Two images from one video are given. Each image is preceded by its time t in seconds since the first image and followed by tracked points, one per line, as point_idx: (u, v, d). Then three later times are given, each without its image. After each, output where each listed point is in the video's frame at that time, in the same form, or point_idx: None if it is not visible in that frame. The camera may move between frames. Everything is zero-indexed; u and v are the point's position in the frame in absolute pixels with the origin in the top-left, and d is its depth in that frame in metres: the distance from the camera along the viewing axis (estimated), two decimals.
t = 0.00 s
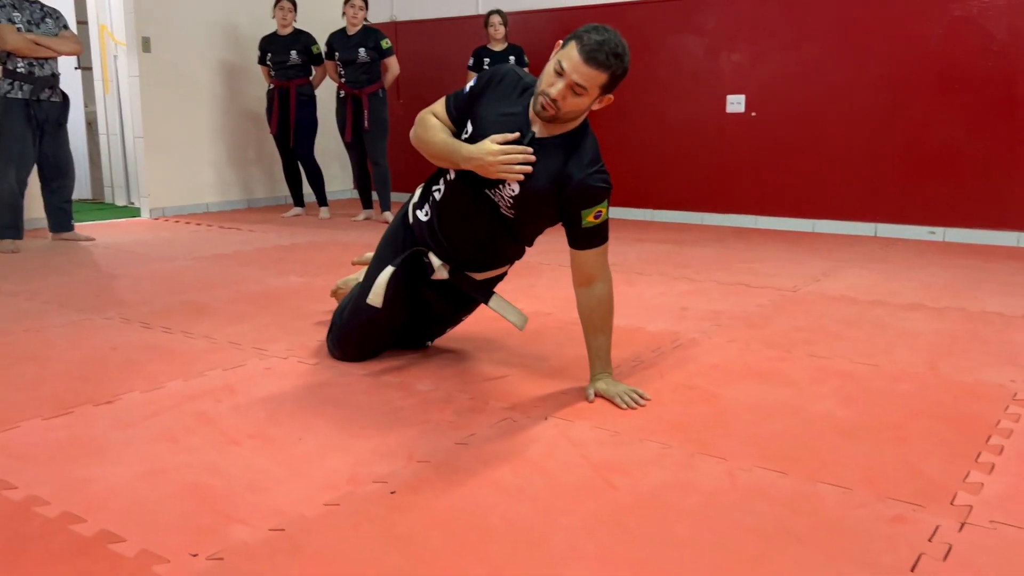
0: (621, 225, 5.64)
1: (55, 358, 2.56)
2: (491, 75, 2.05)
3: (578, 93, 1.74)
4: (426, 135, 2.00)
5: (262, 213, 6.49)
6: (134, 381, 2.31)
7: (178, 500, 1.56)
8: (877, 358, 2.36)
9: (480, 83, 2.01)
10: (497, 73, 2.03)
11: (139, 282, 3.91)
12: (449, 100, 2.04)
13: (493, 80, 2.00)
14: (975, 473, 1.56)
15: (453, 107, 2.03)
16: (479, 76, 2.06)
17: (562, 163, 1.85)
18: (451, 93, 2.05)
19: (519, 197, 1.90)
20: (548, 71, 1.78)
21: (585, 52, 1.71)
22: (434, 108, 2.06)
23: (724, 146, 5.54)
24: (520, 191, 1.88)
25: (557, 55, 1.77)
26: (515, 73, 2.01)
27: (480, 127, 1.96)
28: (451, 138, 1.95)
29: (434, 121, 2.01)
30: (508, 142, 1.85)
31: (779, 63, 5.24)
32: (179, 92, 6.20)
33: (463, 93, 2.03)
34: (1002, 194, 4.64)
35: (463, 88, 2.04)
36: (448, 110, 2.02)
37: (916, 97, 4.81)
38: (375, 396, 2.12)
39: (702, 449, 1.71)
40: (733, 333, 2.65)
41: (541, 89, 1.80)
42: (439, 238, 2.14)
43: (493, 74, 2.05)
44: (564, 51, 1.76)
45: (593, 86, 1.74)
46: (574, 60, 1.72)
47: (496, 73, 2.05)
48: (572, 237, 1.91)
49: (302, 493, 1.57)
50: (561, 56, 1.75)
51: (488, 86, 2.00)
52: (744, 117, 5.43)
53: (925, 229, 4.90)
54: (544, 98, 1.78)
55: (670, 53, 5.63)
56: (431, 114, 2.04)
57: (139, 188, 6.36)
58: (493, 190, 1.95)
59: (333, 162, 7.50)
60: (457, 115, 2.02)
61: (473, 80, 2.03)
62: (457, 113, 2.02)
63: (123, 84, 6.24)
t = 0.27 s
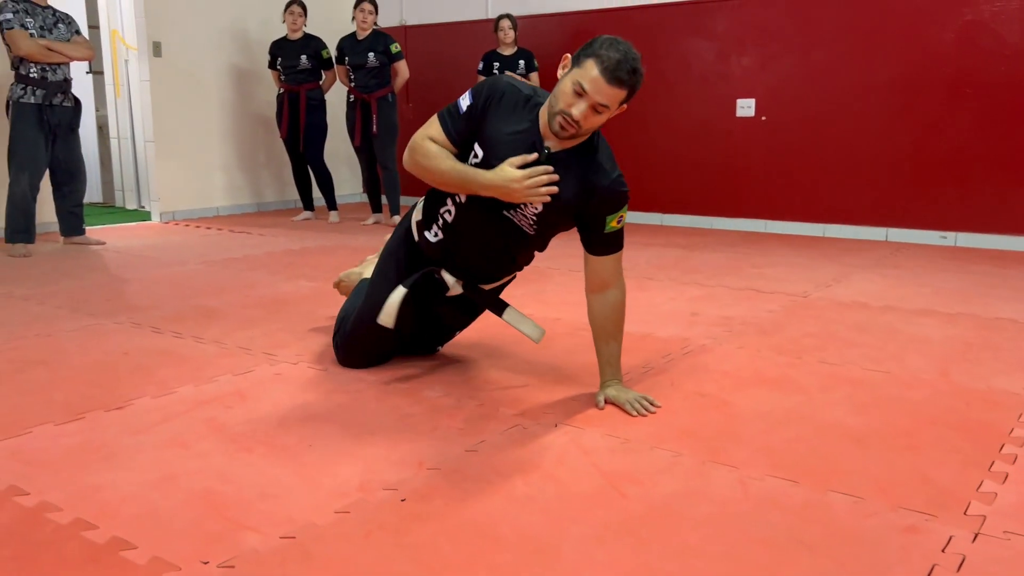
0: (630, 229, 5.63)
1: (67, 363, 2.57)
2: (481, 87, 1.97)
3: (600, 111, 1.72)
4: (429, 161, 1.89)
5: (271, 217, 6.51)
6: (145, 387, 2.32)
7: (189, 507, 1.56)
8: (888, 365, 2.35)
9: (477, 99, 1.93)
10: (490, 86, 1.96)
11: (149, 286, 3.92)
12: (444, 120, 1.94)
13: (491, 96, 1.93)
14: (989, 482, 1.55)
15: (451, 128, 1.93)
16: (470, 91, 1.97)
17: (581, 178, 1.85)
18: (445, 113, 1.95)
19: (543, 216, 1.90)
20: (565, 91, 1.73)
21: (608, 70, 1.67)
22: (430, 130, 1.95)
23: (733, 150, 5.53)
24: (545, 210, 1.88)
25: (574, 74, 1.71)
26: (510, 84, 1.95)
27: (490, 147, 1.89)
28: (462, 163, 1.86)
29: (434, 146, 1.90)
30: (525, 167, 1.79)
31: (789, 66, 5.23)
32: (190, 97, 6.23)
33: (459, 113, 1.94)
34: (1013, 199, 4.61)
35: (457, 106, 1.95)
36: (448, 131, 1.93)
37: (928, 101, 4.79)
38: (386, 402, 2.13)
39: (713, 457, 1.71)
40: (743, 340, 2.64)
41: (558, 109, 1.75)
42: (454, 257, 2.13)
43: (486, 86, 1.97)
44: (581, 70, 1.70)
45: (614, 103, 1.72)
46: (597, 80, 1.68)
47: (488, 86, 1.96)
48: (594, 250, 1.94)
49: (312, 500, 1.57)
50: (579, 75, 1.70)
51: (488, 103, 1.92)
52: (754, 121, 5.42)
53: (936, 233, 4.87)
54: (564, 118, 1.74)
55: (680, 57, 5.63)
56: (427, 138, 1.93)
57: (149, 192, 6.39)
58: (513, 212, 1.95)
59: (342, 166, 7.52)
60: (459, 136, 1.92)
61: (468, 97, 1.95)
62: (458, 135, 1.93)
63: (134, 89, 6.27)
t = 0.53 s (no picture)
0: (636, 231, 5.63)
1: (73, 364, 2.58)
2: (480, 126, 1.84)
3: (629, 144, 1.69)
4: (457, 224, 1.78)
5: (278, 219, 6.53)
6: (151, 388, 2.33)
7: (193, 508, 1.57)
8: (894, 367, 2.34)
9: (485, 143, 1.82)
10: (490, 125, 1.84)
11: (156, 288, 3.94)
12: (452, 172, 1.80)
13: (498, 138, 1.83)
14: (994, 484, 1.55)
15: (464, 179, 1.81)
16: (469, 132, 1.82)
17: (604, 202, 1.88)
18: (453, 163, 1.81)
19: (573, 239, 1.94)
20: (589, 131, 1.68)
21: (633, 109, 1.62)
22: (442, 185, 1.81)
23: (740, 152, 5.52)
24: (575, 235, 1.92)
25: (596, 114, 1.65)
26: (511, 119, 1.85)
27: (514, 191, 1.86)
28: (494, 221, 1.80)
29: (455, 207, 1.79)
30: (559, 223, 1.75)
31: (796, 68, 5.22)
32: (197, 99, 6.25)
33: (468, 162, 1.80)
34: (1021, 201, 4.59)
35: (463, 154, 1.81)
36: (465, 184, 1.81)
37: (936, 103, 4.77)
38: (390, 404, 2.13)
39: (717, 459, 1.71)
40: (748, 342, 2.63)
41: (584, 146, 1.71)
42: (477, 283, 2.14)
43: (485, 123, 1.85)
44: (603, 109, 1.64)
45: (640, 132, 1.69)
46: (624, 120, 1.63)
47: (486, 124, 1.84)
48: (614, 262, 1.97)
49: (316, 501, 1.58)
50: (603, 116, 1.64)
51: (497, 147, 1.83)
52: (761, 124, 5.41)
53: (943, 235, 4.85)
54: (594, 155, 1.72)
55: (686, 59, 5.62)
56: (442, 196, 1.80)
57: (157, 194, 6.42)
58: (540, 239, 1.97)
59: (349, 168, 7.54)
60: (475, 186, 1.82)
61: (472, 142, 1.81)
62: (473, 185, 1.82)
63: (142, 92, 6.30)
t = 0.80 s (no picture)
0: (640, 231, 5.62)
1: (78, 362, 2.60)
2: (514, 189, 1.74)
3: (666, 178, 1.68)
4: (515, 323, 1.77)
5: (283, 219, 6.55)
6: (154, 385, 2.35)
7: (193, 501, 1.58)
8: (894, 366, 2.35)
9: (528, 210, 1.74)
10: (526, 187, 1.74)
11: (161, 287, 3.96)
12: (505, 249, 1.73)
13: (536, 199, 1.75)
14: (991, 481, 1.56)
15: (518, 253, 1.75)
16: (510, 202, 1.73)
17: (627, 218, 1.91)
18: (503, 241, 1.73)
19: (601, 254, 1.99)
20: (628, 174, 1.66)
21: (672, 148, 1.60)
22: (498, 273, 1.75)
23: (744, 152, 5.52)
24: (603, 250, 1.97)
25: (635, 159, 1.62)
26: (540, 174, 1.77)
27: (554, 237, 1.85)
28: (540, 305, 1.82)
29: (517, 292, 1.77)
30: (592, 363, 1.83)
31: (800, 69, 5.22)
32: (204, 99, 6.28)
33: (518, 234, 1.73)
34: None
35: (511, 227, 1.72)
36: (519, 259, 1.76)
37: (940, 104, 4.77)
38: (392, 401, 2.14)
39: (714, 455, 1.72)
40: (750, 341, 2.64)
41: (622, 187, 1.70)
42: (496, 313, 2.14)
43: (519, 185, 1.75)
44: (641, 154, 1.61)
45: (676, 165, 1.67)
46: (665, 162, 1.61)
47: (519, 186, 1.75)
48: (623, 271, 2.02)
49: (315, 495, 1.59)
50: (643, 161, 1.62)
51: (538, 207, 1.76)
52: (765, 124, 5.41)
53: (947, 236, 4.84)
54: (633, 191, 1.71)
55: (690, 60, 5.63)
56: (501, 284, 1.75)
57: (163, 195, 6.45)
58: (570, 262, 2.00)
59: (353, 169, 7.56)
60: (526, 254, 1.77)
61: (517, 212, 1.72)
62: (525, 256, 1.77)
63: (149, 93, 6.34)
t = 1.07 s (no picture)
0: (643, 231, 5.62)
1: (80, 356, 2.62)
2: (554, 236, 1.69)
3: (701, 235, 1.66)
4: (522, 360, 1.81)
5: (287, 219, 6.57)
6: (154, 379, 2.36)
7: (190, 491, 1.59)
8: (893, 361, 2.34)
9: (564, 257, 1.70)
10: (566, 233, 1.69)
11: (164, 284, 3.98)
12: (531, 293, 1.72)
13: (575, 247, 1.70)
14: (985, 473, 1.57)
15: (542, 296, 1.73)
16: (546, 248, 1.69)
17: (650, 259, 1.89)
18: (530, 285, 1.71)
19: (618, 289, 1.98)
20: (664, 231, 1.63)
21: (711, 208, 1.58)
22: (512, 317, 1.75)
23: (747, 152, 5.52)
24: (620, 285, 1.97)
25: (673, 217, 1.60)
26: (581, 218, 1.71)
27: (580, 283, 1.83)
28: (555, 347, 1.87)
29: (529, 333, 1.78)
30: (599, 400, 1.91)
31: (803, 68, 5.21)
32: (209, 99, 6.31)
33: (550, 280, 1.71)
34: None
35: (543, 272, 1.70)
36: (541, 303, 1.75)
37: (943, 103, 4.76)
38: (390, 394, 2.15)
39: (710, 447, 1.72)
40: (749, 337, 2.64)
41: (657, 242, 1.67)
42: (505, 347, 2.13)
43: (559, 231, 1.69)
44: (680, 212, 1.59)
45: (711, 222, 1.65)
46: (703, 221, 1.59)
47: (558, 231, 1.69)
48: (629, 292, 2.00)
49: (311, 485, 1.60)
50: (681, 219, 1.60)
51: (574, 256, 1.71)
52: (768, 123, 5.40)
53: (950, 235, 4.84)
54: (667, 246, 1.69)
55: (693, 59, 5.63)
56: (514, 329, 1.75)
57: (167, 194, 6.46)
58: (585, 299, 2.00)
59: (357, 169, 7.57)
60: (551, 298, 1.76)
61: (552, 259, 1.69)
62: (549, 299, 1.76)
63: (154, 92, 6.36)
